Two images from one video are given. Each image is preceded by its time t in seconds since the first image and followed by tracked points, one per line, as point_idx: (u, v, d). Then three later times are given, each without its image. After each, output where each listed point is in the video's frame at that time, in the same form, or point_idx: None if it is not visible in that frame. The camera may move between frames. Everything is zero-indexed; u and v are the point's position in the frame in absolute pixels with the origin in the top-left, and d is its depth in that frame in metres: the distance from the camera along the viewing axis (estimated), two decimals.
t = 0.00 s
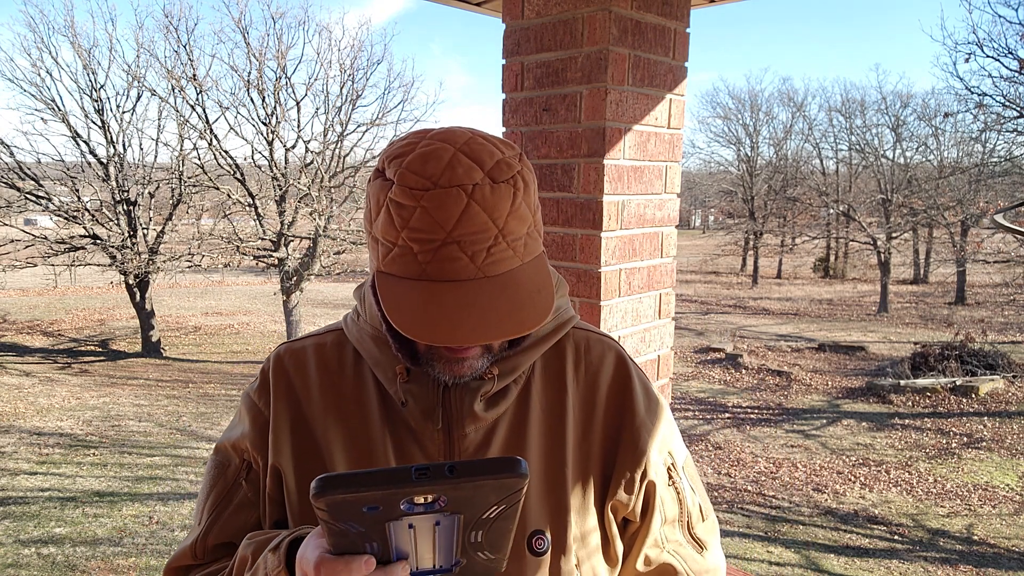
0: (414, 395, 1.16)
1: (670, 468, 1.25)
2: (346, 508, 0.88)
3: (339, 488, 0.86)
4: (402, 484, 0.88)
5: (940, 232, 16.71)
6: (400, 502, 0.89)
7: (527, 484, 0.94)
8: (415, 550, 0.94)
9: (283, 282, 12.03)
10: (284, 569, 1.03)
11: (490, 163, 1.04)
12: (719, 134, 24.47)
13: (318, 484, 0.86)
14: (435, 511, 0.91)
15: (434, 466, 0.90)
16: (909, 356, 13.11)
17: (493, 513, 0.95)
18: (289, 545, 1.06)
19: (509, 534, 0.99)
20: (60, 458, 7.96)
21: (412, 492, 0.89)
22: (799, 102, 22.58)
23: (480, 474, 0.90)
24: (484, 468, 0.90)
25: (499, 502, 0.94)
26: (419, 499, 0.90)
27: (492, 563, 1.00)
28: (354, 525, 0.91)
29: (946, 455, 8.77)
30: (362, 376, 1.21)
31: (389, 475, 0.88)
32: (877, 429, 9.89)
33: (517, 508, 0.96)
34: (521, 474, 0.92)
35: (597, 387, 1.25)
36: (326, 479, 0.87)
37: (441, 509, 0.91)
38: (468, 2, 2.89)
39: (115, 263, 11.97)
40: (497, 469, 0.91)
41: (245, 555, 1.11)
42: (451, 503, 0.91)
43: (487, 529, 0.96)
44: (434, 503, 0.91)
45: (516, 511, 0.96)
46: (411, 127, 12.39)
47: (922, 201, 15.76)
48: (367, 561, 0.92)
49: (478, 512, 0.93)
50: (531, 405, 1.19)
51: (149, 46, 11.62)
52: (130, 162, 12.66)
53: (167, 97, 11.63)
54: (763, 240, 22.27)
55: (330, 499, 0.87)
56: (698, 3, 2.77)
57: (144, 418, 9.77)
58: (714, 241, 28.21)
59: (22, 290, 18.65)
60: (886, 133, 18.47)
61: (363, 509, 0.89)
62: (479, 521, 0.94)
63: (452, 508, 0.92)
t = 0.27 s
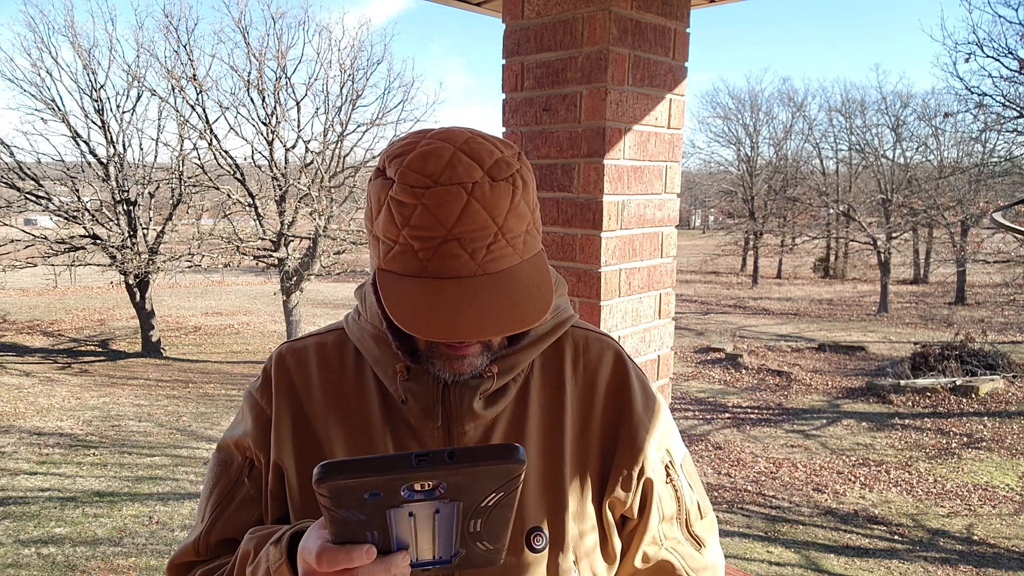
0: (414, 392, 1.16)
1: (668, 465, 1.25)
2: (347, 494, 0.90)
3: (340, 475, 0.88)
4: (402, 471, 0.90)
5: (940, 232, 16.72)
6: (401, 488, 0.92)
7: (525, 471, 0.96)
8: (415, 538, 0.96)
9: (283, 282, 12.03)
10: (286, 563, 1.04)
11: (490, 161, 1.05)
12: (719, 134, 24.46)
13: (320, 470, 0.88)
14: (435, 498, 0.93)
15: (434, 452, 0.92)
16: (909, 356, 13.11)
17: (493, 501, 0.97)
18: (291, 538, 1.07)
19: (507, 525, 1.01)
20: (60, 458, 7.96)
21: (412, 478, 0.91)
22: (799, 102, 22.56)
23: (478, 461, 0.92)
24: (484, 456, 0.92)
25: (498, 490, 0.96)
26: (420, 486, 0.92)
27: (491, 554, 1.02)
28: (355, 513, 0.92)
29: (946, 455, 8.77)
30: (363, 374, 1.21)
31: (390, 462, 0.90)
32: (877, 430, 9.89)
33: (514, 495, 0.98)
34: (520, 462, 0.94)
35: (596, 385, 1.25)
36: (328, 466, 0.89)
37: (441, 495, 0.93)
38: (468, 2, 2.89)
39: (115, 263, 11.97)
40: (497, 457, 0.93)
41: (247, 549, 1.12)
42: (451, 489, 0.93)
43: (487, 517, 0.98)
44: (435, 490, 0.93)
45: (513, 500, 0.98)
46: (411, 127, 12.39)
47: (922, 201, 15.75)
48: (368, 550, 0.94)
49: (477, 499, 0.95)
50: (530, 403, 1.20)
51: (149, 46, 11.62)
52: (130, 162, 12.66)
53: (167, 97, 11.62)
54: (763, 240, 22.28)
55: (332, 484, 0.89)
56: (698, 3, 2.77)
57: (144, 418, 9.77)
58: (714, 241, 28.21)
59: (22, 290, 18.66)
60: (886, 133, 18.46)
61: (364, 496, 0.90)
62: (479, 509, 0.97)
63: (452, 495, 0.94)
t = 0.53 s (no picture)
0: (413, 391, 1.16)
1: (667, 465, 1.25)
2: (344, 489, 0.91)
3: (335, 468, 0.90)
4: (397, 464, 0.91)
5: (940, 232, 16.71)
6: (397, 482, 0.93)
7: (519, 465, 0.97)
8: (413, 533, 0.98)
9: (283, 282, 12.04)
10: (285, 558, 1.04)
11: (487, 163, 1.05)
12: (719, 135, 24.46)
13: (318, 463, 0.90)
14: (430, 492, 0.95)
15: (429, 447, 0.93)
16: (909, 356, 13.11)
17: (488, 496, 0.98)
18: (290, 533, 1.07)
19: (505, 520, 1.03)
20: (60, 458, 7.96)
21: (408, 472, 0.93)
22: (799, 102, 22.56)
23: (474, 455, 0.94)
24: (478, 451, 0.94)
25: (493, 484, 0.97)
26: (415, 481, 0.94)
27: (488, 551, 1.03)
28: (353, 507, 0.94)
29: (946, 455, 8.77)
30: (364, 373, 1.22)
31: (386, 455, 0.92)
32: (877, 430, 9.89)
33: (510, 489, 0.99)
34: (514, 458, 0.95)
35: (594, 385, 1.26)
36: (325, 460, 0.90)
37: (435, 491, 0.95)
38: (468, 2, 2.89)
39: (115, 263, 11.96)
40: (492, 452, 0.94)
41: (248, 544, 1.12)
42: (446, 484, 0.95)
43: (482, 513, 1.00)
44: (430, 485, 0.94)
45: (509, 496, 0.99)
46: (411, 127, 12.38)
47: (922, 201, 15.75)
48: (365, 544, 0.95)
49: (472, 494, 0.97)
50: (529, 402, 1.20)
51: (149, 46, 11.62)
52: (130, 162, 12.65)
53: (167, 97, 11.63)
54: (763, 240, 22.29)
55: (329, 478, 0.90)
56: (698, 3, 2.77)
57: (144, 418, 9.77)
58: (714, 241, 28.21)
59: (22, 290, 18.66)
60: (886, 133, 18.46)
61: (361, 490, 0.92)
62: (474, 504, 0.98)
63: (447, 490, 0.95)
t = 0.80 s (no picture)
0: (414, 390, 1.17)
1: (668, 465, 1.25)
2: (340, 481, 0.93)
3: (331, 461, 0.92)
4: (392, 456, 0.93)
5: (940, 232, 16.72)
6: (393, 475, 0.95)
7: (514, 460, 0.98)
8: (411, 529, 0.99)
9: (283, 282, 12.04)
10: (285, 554, 1.05)
11: (482, 158, 1.07)
12: (719, 134, 24.46)
13: (314, 457, 0.92)
14: (426, 487, 0.96)
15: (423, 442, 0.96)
16: (909, 356, 13.11)
17: (484, 491, 0.99)
18: (291, 530, 1.08)
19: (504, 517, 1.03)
20: (60, 458, 7.96)
21: (404, 464, 0.94)
22: (799, 102, 22.54)
23: (467, 449, 0.95)
24: (472, 443, 0.95)
25: (489, 478, 0.98)
26: (410, 474, 0.95)
27: (487, 548, 1.03)
28: (349, 501, 0.95)
29: (946, 455, 8.77)
30: (366, 372, 1.23)
31: (382, 450, 0.94)
32: (877, 430, 9.89)
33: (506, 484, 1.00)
34: (507, 450, 0.96)
35: (594, 384, 1.26)
36: (321, 453, 0.93)
37: (431, 485, 0.96)
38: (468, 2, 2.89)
39: (115, 263, 11.95)
40: (485, 445, 0.96)
41: (251, 542, 1.13)
42: (442, 478, 0.96)
43: (480, 508, 1.00)
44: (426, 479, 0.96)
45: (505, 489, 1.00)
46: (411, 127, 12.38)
47: (922, 201, 15.74)
48: (363, 539, 0.96)
49: (467, 488, 0.98)
50: (529, 399, 1.21)
51: (149, 46, 11.62)
52: (130, 162, 12.65)
53: (167, 97, 11.62)
54: (763, 240, 22.29)
55: (325, 471, 0.93)
56: (698, 3, 2.77)
57: (144, 418, 9.77)
58: (714, 241, 28.21)
59: (22, 290, 18.66)
60: (886, 133, 18.45)
61: (357, 483, 0.94)
62: (471, 499, 0.99)
63: (443, 484, 0.97)
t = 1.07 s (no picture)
0: (418, 386, 1.18)
1: (670, 466, 1.25)
2: (338, 465, 0.95)
3: (329, 445, 0.94)
4: (390, 442, 0.95)
5: (940, 232, 16.72)
6: (390, 461, 0.96)
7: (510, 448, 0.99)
8: (410, 518, 1.00)
9: (283, 282, 12.05)
10: (286, 544, 1.07)
11: (484, 154, 1.08)
12: (719, 134, 24.46)
13: (313, 441, 0.94)
14: (424, 476, 0.98)
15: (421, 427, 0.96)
16: (909, 356, 13.12)
17: (480, 481, 1.00)
18: (292, 522, 1.10)
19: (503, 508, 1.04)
20: (60, 459, 7.96)
21: (402, 451, 0.96)
22: (799, 102, 22.54)
23: (463, 436, 0.96)
24: (470, 432, 0.96)
25: (487, 468, 0.98)
26: (407, 461, 0.97)
27: (486, 541, 1.03)
28: (347, 488, 0.97)
29: (946, 455, 8.77)
30: (371, 369, 1.25)
31: (378, 435, 0.95)
32: (877, 430, 9.89)
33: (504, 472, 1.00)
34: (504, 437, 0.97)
35: (598, 384, 1.26)
36: (320, 437, 0.95)
37: (428, 473, 0.98)
38: (468, 2, 2.89)
39: (115, 263, 11.94)
40: (483, 432, 0.96)
41: (254, 534, 1.16)
42: (439, 465, 0.97)
43: (477, 499, 1.01)
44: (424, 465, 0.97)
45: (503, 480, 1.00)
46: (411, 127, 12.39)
47: (922, 201, 15.75)
48: (363, 529, 0.98)
49: (464, 478, 0.99)
50: (532, 398, 1.21)
51: (149, 46, 11.63)
52: (130, 162, 12.65)
53: (167, 97, 11.61)
54: (763, 240, 22.30)
55: (323, 455, 0.94)
56: (698, 3, 2.77)
57: (144, 419, 9.77)
58: (715, 241, 28.21)
59: (21, 290, 18.68)
60: (885, 133, 18.45)
61: (356, 469, 0.95)
62: (468, 488, 1.00)
63: (440, 472, 0.98)
